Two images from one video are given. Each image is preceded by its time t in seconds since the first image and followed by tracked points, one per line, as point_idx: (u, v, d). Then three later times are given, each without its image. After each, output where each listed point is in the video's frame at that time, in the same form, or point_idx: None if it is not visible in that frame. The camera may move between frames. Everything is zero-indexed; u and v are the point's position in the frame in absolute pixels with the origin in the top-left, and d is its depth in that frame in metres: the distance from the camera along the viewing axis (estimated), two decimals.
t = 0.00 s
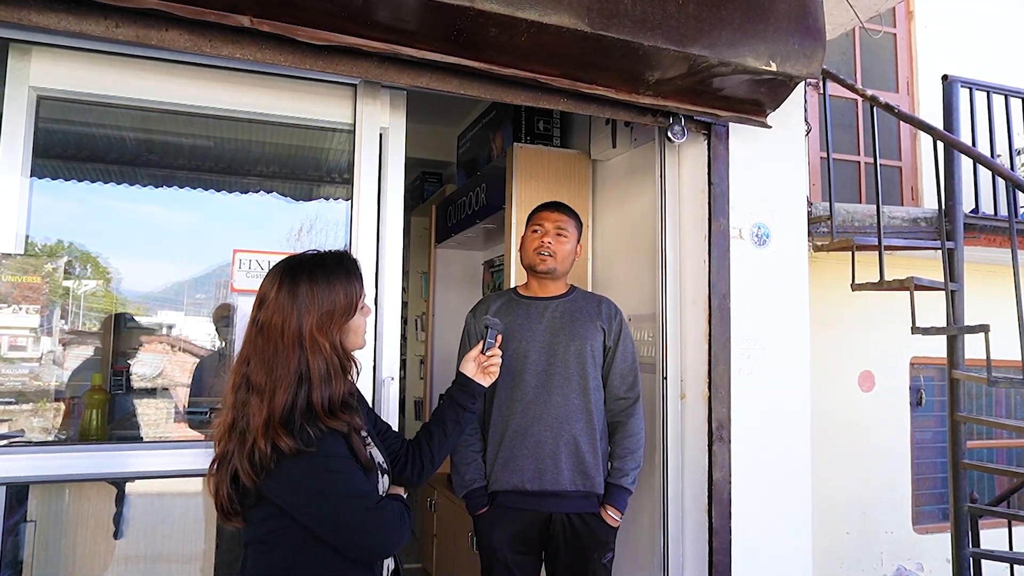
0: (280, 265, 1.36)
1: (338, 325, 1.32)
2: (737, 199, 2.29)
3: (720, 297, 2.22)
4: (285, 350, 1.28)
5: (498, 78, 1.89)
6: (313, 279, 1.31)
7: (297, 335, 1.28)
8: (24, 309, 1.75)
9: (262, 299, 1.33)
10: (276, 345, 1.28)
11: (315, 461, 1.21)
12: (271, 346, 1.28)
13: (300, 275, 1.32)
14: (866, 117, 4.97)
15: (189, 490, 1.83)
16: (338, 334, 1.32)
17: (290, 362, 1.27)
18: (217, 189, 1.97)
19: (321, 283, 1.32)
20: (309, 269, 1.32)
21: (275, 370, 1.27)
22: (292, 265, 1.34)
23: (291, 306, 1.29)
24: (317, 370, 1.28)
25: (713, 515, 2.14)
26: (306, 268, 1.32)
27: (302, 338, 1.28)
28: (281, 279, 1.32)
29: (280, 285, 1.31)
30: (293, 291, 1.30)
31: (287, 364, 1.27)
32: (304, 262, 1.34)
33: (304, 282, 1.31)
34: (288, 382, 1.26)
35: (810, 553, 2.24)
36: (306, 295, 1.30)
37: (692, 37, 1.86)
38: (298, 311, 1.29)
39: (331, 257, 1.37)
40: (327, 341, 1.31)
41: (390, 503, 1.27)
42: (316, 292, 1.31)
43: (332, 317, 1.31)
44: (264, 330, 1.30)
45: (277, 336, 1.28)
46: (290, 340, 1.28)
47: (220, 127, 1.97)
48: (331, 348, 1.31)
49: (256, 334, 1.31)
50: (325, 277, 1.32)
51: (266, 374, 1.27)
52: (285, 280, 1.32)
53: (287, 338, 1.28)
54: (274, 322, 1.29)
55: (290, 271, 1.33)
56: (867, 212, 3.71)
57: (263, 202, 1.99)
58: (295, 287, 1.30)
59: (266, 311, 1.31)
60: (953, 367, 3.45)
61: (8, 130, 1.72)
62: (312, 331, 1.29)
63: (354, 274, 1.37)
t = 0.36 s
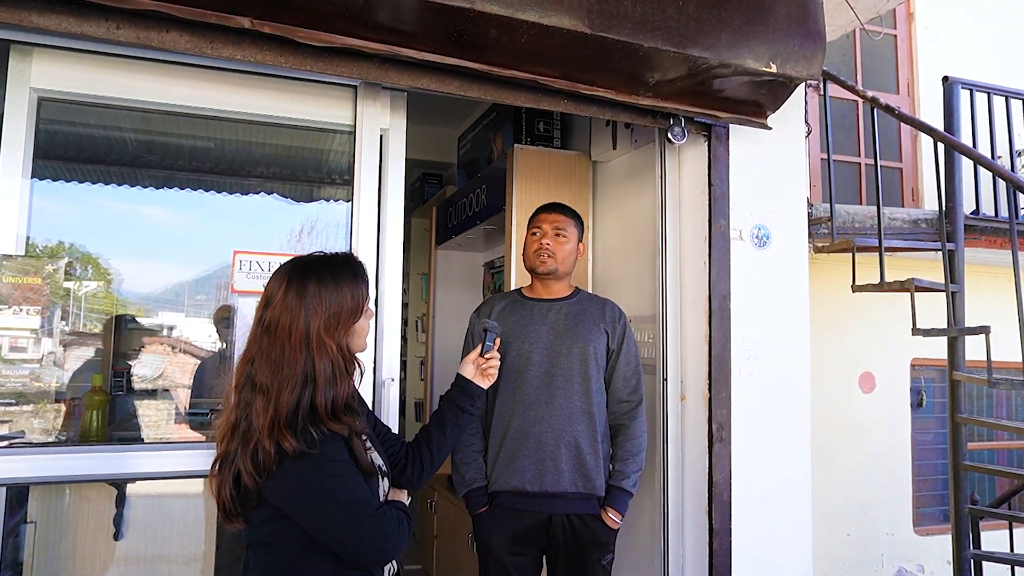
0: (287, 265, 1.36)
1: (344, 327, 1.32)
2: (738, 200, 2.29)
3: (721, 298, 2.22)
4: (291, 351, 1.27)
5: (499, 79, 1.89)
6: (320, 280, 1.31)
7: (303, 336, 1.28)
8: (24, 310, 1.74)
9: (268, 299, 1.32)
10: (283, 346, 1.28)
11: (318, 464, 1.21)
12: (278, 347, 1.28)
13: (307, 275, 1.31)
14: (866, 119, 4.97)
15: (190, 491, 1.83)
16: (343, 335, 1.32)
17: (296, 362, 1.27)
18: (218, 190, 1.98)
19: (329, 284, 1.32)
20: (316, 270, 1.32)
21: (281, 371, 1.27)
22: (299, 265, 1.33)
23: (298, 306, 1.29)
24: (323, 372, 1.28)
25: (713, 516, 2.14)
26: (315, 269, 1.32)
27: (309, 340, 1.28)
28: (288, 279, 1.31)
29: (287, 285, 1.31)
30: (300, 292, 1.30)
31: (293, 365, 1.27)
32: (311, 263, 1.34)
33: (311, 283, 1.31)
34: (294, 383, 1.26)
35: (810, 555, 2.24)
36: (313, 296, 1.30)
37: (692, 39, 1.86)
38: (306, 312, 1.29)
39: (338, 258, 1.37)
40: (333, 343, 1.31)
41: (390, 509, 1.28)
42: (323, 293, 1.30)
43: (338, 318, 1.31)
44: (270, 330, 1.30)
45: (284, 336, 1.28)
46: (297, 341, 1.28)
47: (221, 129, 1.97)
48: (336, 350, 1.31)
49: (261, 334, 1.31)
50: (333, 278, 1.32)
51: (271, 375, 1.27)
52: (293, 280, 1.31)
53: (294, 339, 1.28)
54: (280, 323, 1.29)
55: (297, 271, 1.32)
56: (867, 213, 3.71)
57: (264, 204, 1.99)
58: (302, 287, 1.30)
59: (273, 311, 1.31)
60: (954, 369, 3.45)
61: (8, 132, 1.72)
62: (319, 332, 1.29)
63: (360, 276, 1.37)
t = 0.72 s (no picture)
0: (282, 264, 1.36)
1: (339, 326, 1.32)
2: (734, 199, 2.29)
3: (718, 297, 2.22)
4: (287, 350, 1.27)
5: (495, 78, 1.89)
6: (315, 279, 1.31)
7: (298, 335, 1.28)
8: (23, 310, 1.74)
9: (263, 298, 1.32)
10: (278, 345, 1.28)
11: (314, 464, 1.21)
12: (273, 346, 1.28)
13: (301, 274, 1.31)
14: (864, 117, 4.97)
15: (187, 491, 1.83)
16: (339, 335, 1.32)
17: (292, 361, 1.27)
18: (214, 189, 1.98)
19: (324, 283, 1.31)
20: (311, 269, 1.32)
21: (276, 370, 1.26)
22: (295, 264, 1.33)
23: (293, 305, 1.28)
24: (318, 371, 1.28)
25: (710, 515, 2.14)
26: (310, 268, 1.32)
27: (304, 339, 1.28)
28: (283, 279, 1.31)
29: (282, 284, 1.31)
30: (296, 290, 1.30)
31: (288, 364, 1.27)
32: (307, 262, 1.33)
33: (306, 282, 1.30)
34: (289, 383, 1.26)
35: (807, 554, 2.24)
36: (308, 295, 1.29)
37: (688, 37, 1.86)
38: (300, 311, 1.28)
39: (334, 257, 1.37)
40: (328, 342, 1.30)
41: (386, 510, 1.27)
42: (318, 292, 1.30)
43: (333, 318, 1.31)
44: (265, 329, 1.30)
45: (279, 335, 1.28)
46: (292, 340, 1.28)
47: (218, 128, 1.97)
48: (332, 349, 1.31)
49: (257, 333, 1.31)
50: (328, 277, 1.32)
51: (267, 374, 1.27)
52: (287, 279, 1.31)
53: (289, 338, 1.28)
54: (275, 322, 1.28)
55: (292, 270, 1.32)
56: (865, 212, 3.71)
57: (262, 203, 1.99)
58: (297, 286, 1.30)
59: (268, 310, 1.30)
60: (952, 367, 3.44)
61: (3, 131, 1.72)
62: (314, 332, 1.29)
63: (356, 275, 1.37)
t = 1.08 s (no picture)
0: (279, 264, 1.35)
1: (335, 325, 1.32)
2: (733, 199, 2.29)
3: (716, 297, 2.21)
4: (283, 351, 1.27)
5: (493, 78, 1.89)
6: (311, 279, 1.31)
7: (295, 335, 1.28)
8: (23, 310, 1.73)
9: (259, 298, 1.32)
10: (274, 345, 1.27)
11: (310, 464, 1.20)
12: (269, 346, 1.28)
13: (297, 274, 1.31)
14: (864, 117, 4.96)
15: (184, 491, 1.82)
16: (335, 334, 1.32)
17: (288, 362, 1.27)
18: (213, 189, 1.99)
19: (320, 283, 1.31)
20: (307, 269, 1.32)
21: (272, 370, 1.26)
22: (290, 264, 1.33)
23: (290, 305, 1.28)
24: (314, 371, 1.28)
25: (709, 515, 2.13)
26: (306, 268, 1.31)
27: (301, 339, 1.28)
28: (279, 279, 1.31)
29: (278, 284, 1.30)
30: (292, 291, 1.29)
31: (285, 364, 1.26)
32: (303, 262, 1.33)
33: (302, 282, 1.30)
34: (285, 383, 1.26)
35: (806, 554, 2.24)
36: (304, 295, 1.29)
37: (686, 36, 1.86)
38: (297, 311, 1.28)
39: (330, 257, 1.37)
40: (324, 342, 1.30)
41: (383, 510, 1.27)
42: (314, 292, 1.30)
43: (329, 318, 1.31)
44: (261, 329, 1.29)
45: (275, 335, 1.28)
46: (288, 340, 1.27)
47: (217, 128, 1.97)
48: (328, 349, 1.31)
49: (253, 333, 1.30)
50: (324, 277, 1.32)
51: (263, 375, 1.26)
52: (284, 279, 1.31)
53: (285, 338, 1.27)
54: (271, 322, 1.28)
55: (288, 270, 1.32)
56: (865, 212, 3.71)
57: (262, 203, 1.99)
58: (293, 286, 1.30)
59: (264, 310, 1.30)
60: (951, 367, 3.44)
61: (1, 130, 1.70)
62: (310, 332, 1.28)
63: (352, 275, 1.37)
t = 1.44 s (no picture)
0: (276, 264, 1.35)
1: (332, 326, 1.32)
2: (732, 200, 2.29)
3: (715, 298, 2.21)
4: (280, 350, 1.27)
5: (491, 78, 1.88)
6: (308, 280, 1.31)
7: (291, 336, 1.27)
8: (22, 310, 1.73)
9: (256, 298, 1.32)
10: (270, 345, 1.27)
11: (306, 464, 1.20)
12: (265, 346, 1.27)
13: (293, 274, 1.31)
14: (863, 119, 4.97)
15: (182, 492, 1.82)
16: (331, 335, 1.32)
17: (284, 362, 1.26)
18: (212, 190, 1.98)
19: (317, 284, 1.31)
20: (304, 269, 1.32)
21: (268, 370, 1.26)
22: (287, 264, 1.33)
23: (286, 305, 1.28)
24: (310, 371, 1.28)
25: (707, 516, 2.13)
26: (303, 269, 1.31)
27: (297, 339, 1.28)
28: (275, 279, 1.31)
29: (275, 284, 1.30)
30: (289, 291, 1.29)
31: (280, 364, 1.26)
32: (300, 262, 1.33)
33: (299, 282, 1.30)
34: (281, 383, 1.26)
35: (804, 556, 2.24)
36: (301, 295, 1.29)
37: (684, 37, 1.86)
38: (293, 311, 1.28)
39: (327, 258, 1.37)
40: (321, 343, 1.30)
41: (379, 511, 1.27)
42: (311, 292, 1.30)
43: (326, 318, 1.30)
44: (257, 329, 1.29)
45: (271, 335, 1.28)
46: (285, 340, 1.27)
47: (216, 128, 1.96)
48: (324, 350, 1.30)
49: (249, 333, 1.30)
50: (321, 277, 1.32)
51: (259, 374, 1.26)
52: (280, 279, 1.30)
53: (281, 338, 1.27)
54: (267, 322, 1.28)
55: (285, 270, 1.32)
56: (864, 213, 3.71)
57: (261, 203, 1.99)
58: (290, 286, 1.30)
59: (260, 310, 1.30)
60: (950, 369, 3.44)
61: None
62: (306, 332, 1.28)
63: (349, 276, 1.37)
